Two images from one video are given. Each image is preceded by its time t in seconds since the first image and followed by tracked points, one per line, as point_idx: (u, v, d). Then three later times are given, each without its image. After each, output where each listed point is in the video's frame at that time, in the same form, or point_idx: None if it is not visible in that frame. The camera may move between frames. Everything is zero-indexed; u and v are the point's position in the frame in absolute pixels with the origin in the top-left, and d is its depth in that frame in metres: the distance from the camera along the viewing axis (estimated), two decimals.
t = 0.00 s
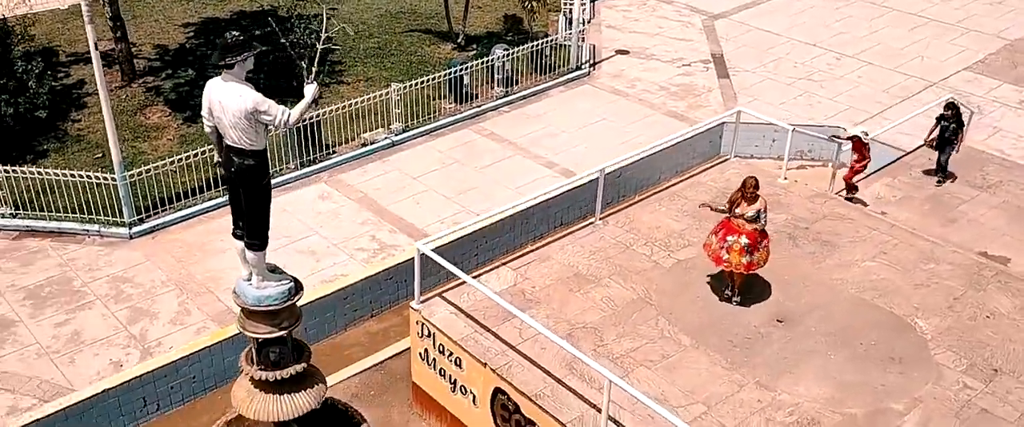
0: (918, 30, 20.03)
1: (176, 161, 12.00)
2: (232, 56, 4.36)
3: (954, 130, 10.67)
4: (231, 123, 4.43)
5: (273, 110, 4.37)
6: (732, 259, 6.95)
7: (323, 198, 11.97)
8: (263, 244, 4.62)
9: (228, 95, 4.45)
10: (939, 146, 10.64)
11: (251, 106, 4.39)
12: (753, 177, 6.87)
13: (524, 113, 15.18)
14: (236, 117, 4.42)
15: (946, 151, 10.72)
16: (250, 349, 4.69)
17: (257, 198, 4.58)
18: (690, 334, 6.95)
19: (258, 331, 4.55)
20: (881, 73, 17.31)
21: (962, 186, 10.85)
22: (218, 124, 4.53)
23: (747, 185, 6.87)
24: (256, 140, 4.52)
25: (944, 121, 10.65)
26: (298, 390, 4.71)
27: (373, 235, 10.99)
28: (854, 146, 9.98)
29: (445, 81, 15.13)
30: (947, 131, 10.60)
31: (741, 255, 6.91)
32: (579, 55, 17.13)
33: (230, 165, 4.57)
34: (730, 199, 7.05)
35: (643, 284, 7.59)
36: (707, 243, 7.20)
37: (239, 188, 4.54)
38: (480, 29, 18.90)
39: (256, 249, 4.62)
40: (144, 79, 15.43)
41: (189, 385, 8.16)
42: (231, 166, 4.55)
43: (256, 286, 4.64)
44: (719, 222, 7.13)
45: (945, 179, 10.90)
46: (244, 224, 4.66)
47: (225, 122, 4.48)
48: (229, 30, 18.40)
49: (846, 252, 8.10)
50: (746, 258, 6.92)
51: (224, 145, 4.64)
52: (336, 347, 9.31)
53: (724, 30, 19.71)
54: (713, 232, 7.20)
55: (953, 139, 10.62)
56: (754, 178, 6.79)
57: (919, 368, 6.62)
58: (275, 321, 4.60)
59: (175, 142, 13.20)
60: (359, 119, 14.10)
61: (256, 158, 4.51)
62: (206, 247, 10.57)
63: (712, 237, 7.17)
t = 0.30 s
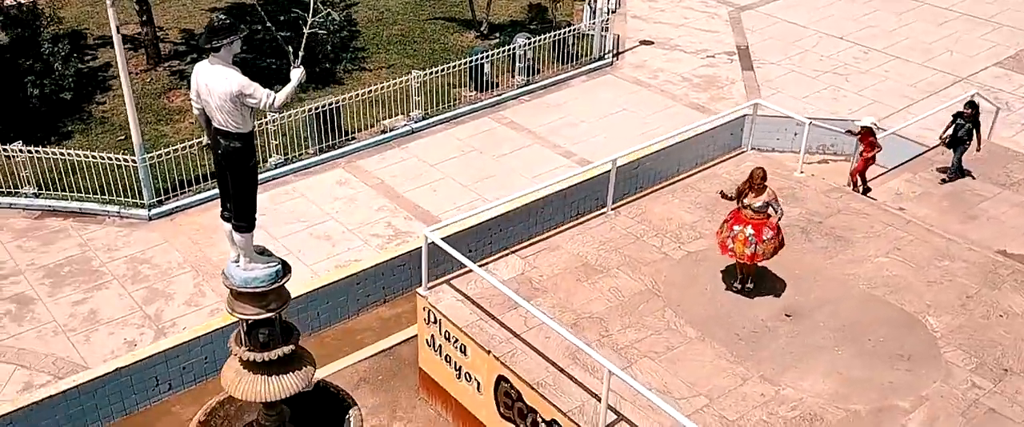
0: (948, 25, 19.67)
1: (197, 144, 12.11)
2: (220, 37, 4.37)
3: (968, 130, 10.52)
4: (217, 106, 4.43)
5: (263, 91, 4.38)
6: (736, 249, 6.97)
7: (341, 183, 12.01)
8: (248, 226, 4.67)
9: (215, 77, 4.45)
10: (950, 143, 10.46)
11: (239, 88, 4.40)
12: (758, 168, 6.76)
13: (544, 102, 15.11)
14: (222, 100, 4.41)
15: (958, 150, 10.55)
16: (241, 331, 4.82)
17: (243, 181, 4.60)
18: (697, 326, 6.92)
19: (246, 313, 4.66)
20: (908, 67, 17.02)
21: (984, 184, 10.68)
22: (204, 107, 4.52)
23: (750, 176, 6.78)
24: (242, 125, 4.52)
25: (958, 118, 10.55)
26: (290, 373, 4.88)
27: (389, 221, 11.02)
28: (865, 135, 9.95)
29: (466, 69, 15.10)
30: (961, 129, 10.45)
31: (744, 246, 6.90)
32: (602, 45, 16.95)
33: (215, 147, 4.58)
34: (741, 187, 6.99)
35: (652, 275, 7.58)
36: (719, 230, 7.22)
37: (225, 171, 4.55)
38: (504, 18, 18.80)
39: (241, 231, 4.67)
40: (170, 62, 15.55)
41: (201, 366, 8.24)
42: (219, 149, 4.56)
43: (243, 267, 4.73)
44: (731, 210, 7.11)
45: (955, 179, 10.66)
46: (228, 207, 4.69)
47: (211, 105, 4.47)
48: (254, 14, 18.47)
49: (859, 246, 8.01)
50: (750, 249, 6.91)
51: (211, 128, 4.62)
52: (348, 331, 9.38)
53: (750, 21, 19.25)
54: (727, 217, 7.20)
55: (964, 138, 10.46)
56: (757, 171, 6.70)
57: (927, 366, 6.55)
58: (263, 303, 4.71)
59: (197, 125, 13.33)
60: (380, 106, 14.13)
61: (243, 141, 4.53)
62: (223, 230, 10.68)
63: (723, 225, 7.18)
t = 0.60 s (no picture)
0: (980, 22, 19.27)
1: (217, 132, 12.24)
2: (209, 26, 4.60)
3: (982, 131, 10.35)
4: (207, 92, 4.69)
5: (248, 80, 4.63)
6: (747, 249, 6.90)
7: (359, 173, 12.04)
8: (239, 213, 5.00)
9: (205, 65, 4.70)
10: (961, 140, 10.30)
11: (227, 76, 4.64)
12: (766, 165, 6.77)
13: (565, 94, 15.04)
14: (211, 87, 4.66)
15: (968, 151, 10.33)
16: (232, 315, 5.29)
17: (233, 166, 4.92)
18: (704, 322, 6.88)
19: (239, 299, 5.10)
20: (936, 66, 16.74)
21: (1008, 185, 10.49)
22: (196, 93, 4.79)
23: (758, 173, 6.79)
24: (232, 110, 4.79)
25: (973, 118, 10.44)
26: (278, 358, 5.39)
27: (404, 212, 11.04)
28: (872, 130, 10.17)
29: (487, 61, 15.08)
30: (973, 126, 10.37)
31: (754, 246, 6.84)
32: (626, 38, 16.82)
33: (207, 133, 4.87)
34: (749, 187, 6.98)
35: (662, 270, 7.54)
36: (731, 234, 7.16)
37: (215, 157, 4.86)
38: (528, 10, 18.72)
39: (233, 217, 4.98)
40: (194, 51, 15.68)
41: (214, 351, 8.33)
42: (210, 134, 4.84)
43: (234, 252, 5.13)
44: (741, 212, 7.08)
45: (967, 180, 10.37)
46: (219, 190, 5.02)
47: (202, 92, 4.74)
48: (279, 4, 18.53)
49: (874, 245, 7.91)
50: (761, 249, 6.84)
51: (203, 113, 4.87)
52: (360, 320, 9.43)
53: (777, 17, 18.99)
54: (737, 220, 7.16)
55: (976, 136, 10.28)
56: (765, 168, 6.72)
57: (936, 367, 6.47)
58: (253, 289, 5.16)
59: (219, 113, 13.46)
60: (400, 96, 14.17)
61: (233, 128, 4.83)
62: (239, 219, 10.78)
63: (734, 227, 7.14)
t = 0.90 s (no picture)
0: (1013, 21, 18.93)
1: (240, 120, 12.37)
2: (204, 12, 4.35)
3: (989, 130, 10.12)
4: (201, 82, 4.41)
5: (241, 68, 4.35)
6: (754, 248, 6.85)
7: (379, 164, 12.10)
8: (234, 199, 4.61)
9: (199, 54, 4.41)
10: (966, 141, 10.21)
11: (221, 63, 4.37)
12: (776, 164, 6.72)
13: (587, 89, 15.01)
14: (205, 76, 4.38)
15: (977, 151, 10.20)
16: (226, 302, 4.74)
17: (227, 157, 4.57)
18: (713, 319, 6.87)
19: (233, 285, 4.57)
20: (965, 65, 16.51)
21: None
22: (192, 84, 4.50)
23: (768, 172, 6.73)
24: (227, 99, 4.50)
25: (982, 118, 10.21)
26: (275, 344, 4.80)
27: (422, 203, 11.09)
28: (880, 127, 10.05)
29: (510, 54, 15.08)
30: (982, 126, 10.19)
31: (762, 245, 6.79)
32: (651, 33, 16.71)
33: (201, 122, 4.56)
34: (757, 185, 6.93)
35: (672, 266, 7.53)
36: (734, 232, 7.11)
37: (210, 147, 4.55)
38: (554, 3, 18.64)
39: (226, 203, 4.60)
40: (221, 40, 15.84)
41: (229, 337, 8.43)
42: (205, 123, 4.54)
43: (228, 238, 4.63)
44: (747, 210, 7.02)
45: (980, 184, 10.28)
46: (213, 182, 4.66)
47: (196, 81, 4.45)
48: None
49: (888, 245, 7.83)
50: (768, 248, 6.80)
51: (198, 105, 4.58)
52: (375, 309, 9.50)
53: (805, 13, 18.80)
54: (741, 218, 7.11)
55: (982, 137, 10.11)
56: (776, 166, 6.67)
57: (945, 370, 6.41)
58: (248, 274, 4.61)
59: (243, 101, 13.60)
60: (422, 88, 14.22)
61: (228, 116, 4.51)
62: (258, 208, 10.91)
63: (739, 225, 7.09)
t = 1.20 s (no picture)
0: None
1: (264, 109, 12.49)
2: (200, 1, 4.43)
3: (999, 131, 9.91)
4: (197, 71, 4.52)
5: (236, 59, 4.44)
6: (766, 254, 6.79)
7: (400, 155, 12.16)
8: (231, 188, 4.77)
9: (195, 43, 4.51)
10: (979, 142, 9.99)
11: (216, 52, 4.45)
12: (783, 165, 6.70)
13: (611, 83, 14.97)
14: (201, 67, 4.49)
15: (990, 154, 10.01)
16: (226, 289, 5.04)
17: (223, 144, 4.69)
18: (723, 316, 6.84)
19: (229, 269, 4.82)
20: (997, 66, 16.24)
21: None
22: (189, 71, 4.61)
23: (775, 174, 6.70)
24: (223, 87, 4.60)
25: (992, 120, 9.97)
26: (271, 331, 5.07)
27: (440, 195, 11.15)
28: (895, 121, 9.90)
29: (534, 47, 15.07)
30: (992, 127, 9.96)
31: (774, 250, 6.74)
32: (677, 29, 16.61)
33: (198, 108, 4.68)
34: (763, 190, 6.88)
35: (684, 262, 7.52)
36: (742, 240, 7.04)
37: (206, 132, 4.67)
38: None
39: (224, 191, 4.77)
40: (249, 29, 15.99)
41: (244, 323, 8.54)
42: (201, 110, 4.65)
43: (225, 226, 4.85)
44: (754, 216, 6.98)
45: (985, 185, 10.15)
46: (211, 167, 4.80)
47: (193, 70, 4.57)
48: None
49: (905, 247, 7.76)
50: (780, 252, 6.75)
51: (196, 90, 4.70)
52: (390, 299, 9.57)
53: (834, 11, 18.60)
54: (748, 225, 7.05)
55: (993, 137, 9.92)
56: (782, 168, 6.64)
57: (956, 373, 6.34)
58: (244, 262, 4.89)
59: (268, 90, 13.74)
60: (446, 80, 14.27)
61: (224, 104, 4.62)
62: (279, 196, 11.03)
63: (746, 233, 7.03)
